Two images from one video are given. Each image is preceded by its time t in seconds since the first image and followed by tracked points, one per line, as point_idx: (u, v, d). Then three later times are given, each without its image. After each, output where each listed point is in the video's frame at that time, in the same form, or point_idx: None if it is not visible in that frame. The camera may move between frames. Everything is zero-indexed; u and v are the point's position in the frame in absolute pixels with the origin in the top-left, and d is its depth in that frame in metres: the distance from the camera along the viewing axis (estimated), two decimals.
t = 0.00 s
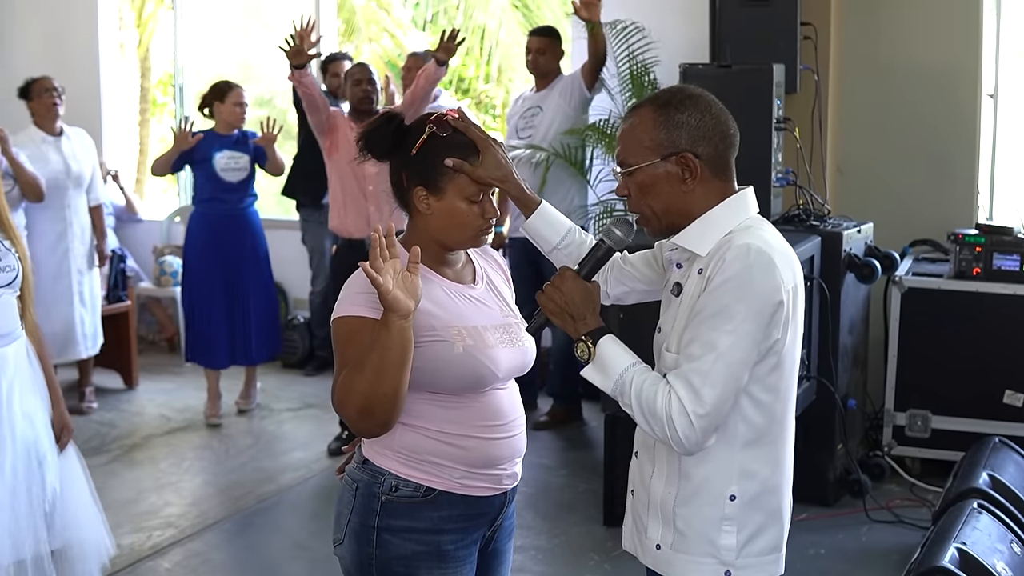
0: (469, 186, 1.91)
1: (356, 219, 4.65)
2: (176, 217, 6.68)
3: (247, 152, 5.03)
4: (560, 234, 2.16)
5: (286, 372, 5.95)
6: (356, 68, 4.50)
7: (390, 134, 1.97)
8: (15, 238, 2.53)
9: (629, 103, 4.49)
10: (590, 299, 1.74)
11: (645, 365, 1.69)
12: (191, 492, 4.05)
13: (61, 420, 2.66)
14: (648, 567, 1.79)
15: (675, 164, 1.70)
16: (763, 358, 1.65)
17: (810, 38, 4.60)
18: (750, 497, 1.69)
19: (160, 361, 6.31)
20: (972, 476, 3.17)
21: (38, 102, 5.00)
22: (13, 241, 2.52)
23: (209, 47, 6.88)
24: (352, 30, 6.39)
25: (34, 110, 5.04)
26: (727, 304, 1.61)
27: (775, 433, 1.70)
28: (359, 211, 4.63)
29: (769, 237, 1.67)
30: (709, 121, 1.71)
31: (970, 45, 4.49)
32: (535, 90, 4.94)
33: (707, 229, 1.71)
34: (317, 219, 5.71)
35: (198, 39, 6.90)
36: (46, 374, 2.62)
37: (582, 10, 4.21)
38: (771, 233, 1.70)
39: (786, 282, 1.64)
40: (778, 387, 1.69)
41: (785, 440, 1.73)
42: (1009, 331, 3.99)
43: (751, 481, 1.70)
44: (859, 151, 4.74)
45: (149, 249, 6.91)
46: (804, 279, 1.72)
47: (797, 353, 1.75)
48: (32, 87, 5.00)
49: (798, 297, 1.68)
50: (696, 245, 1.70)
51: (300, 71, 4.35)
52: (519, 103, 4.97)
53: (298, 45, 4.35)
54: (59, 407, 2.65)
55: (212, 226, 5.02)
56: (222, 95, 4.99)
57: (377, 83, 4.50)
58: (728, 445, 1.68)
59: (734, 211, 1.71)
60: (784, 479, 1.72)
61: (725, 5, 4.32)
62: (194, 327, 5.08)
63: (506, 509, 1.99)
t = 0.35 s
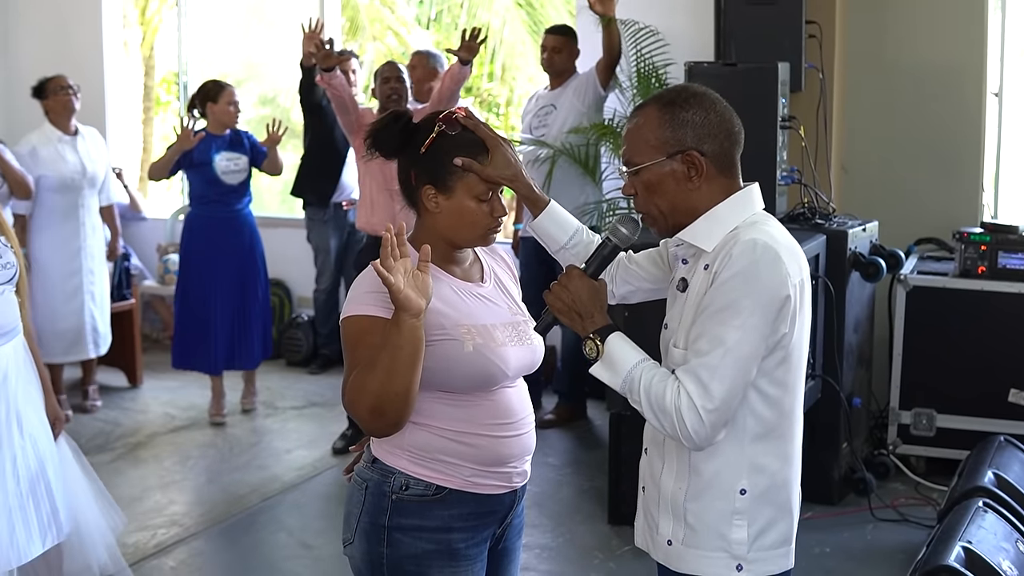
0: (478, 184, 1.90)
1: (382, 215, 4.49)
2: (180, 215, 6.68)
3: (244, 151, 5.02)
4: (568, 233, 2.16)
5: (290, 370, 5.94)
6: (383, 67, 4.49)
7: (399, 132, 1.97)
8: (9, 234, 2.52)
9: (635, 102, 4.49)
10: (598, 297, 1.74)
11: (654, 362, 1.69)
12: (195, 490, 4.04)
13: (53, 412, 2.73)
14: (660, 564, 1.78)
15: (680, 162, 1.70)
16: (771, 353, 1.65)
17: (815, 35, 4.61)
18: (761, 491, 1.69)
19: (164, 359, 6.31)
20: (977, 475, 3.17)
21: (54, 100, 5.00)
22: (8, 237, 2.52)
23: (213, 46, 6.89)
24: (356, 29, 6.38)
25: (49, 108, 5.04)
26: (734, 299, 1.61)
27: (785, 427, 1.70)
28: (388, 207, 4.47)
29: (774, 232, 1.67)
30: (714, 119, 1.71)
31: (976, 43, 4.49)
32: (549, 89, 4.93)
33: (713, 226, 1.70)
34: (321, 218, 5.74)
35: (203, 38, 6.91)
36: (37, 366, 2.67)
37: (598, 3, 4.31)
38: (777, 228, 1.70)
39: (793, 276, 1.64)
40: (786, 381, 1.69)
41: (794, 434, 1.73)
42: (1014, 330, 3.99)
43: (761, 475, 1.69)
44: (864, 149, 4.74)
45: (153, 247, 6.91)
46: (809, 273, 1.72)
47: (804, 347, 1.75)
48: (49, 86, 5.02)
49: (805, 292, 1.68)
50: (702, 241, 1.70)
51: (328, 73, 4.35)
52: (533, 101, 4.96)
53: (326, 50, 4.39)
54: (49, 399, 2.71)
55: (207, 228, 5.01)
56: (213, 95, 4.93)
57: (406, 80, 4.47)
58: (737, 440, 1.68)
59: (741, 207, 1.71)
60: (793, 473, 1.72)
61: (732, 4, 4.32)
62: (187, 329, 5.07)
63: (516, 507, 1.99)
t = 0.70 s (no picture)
0: (486, 184, 1.90)
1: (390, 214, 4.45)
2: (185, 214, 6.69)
3: (250, 152, 4.98)
4: (575, 233, 2.16)
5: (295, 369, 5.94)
6: (396, 66, 4.46)
7: (406, 132, 1.97)
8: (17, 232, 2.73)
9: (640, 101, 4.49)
10: (611, 297, 1.76)
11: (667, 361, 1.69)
12: (199, 489, 4.05)
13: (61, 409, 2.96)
14: (671, 560, 1.78)
15: (689, 161, 1.70)
16: (783, 349, 1.65)
17: (819, 35, 4.68)
18: (773, 486, 1.69)
19: (168, 358, 6.32)
20: (982, 474, 3.17)
21: (67, 98, 5.00)
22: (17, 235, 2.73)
23: (217, 45, 6.91)
24: (360, 27, 6.38)
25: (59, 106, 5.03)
26: (747, 296, 1.61)
27: (796, 423, 1.71)
28: (395, 207, 4.44)
29: (785, 230, 1.67)
30: (722, 118, 1.71)
31: (979, 43, 4.49)
32: (560, 89, 4.93)
33: (723, 224, 1.70)
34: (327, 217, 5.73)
35: (207, 37, 6.93)
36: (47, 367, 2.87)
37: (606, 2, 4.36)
38: (787, 225, 1.70)
39: (804, 273, 1.64)
40: (798, 377, 1.69)
41: (806, 430, 1.73)
42: (1018, 329, 3.99)
43: (774, 471, 1.70)
44: (868, 149, 4.74)
45: (157, 246, 6.91)
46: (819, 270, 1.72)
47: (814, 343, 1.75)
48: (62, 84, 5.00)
49: (816, 289, 1.68)
50: (713, 239, 1.70)
51: (333, 71, 4.34)
52: (545, 101, 4.98)
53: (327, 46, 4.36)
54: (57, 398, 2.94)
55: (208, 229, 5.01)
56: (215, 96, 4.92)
57: (417, 80, 4.45)
58: (750, 436, 1.68)
59: (751, 205, 1.71)
60: (804, 468, 1.73)
61: (736, 3, 4.32)
62: (186, 330, 5.08)
63: (522, 506, 1.99)
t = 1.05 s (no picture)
0: (489, 185, 1.91)
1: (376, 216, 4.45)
2: (188, 216, 6.70)
3: (270, 154, 5.01)
4: (580, 233, 2.17)
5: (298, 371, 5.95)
6: (387, 69, 4.44)
7: (408, 134, 1.98)
8: (47, 231, 2.97)
9: (643, 102, 4.49)
10: (622, 300, 1.75)
11: (677, 362, 1.69)
12: (202, 490, 4.05)
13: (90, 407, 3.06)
14: (677, 563, 1.78)
15: (701, 163, 1.70)
16: (795, 351, 1.66)
17: (822, 37, 4.66)
18: (781, 489, 1.70)
19: (172, 360, 6.33)
20: (984, 475, 3.17)
21: (75, 101, 5.05)
22: (46, 234, 2.97)
23: (220, 48, 6.94)
24: (363, 29, 6.40)
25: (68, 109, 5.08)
26: (760, 298, 1.61)
27: (806, 426, 1.71)
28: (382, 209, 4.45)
29: (796, 233, 1.67)
30: (733, 119, 1.72)
31: (981, 45, 4.50)
32: (557, 90, 4.94)
33: (735, 226, 1.70)
34: (331, 219, 5.74)
35: (211, 40, 6.95)
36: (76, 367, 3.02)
37: (609, 8, 4.27)
38: (799, 228, 1.70)
39: (816, 275, 1.64)
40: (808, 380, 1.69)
41: (815, 432, 1.74)
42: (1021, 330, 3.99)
43: (782, 474, 1.70)
44: (871, 150, 4.74)
45: (161, 249, 6.93)
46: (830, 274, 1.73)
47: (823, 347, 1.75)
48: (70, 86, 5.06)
49: (826, 292, 1.69)
50: (724, 241, 1.70)
51: (323, 71, 4.35)
52: (540, 102, 4.98)
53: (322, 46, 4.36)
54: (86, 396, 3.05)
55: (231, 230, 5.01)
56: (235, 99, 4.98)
57: (408, 83, 4.43)
58: (761, 438, 1.68)
59: (762, 208, 1.72)
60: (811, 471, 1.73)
61: (738, 4, 4.32)
62: (209, 330, 5.04)
63: (524, 507, 1.99)
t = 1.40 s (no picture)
0: (486, 191, 1.91)
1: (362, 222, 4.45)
2: (188, 220, 6.72)
3: (294, 157, 4.98)
4: (580, 236, 2.17)
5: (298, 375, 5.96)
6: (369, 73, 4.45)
7: (406, 138, 1.98)
8: (72, 235, 2.96)
9: (642, 107, 4.50)
10: (623, 306, 1.74)
11: (679, 373, 1.67)
12: (203, 494, 4.06)
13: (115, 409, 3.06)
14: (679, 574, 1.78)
15: (708, 170, 1.67)
16: (799, 364, 1.64)
17: (822, 42, 4.65)
18: (784, 503, 1.68)
19: (173, 364, 6.35)
20: (983, 480, 3.17)
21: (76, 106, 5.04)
22: (70, 237, 2.96)
23: (222, 53, 6.97)
24: (364, 33, 6.43)
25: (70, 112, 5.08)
26: (762, 310, 1.59)
27: (810, 439, 1.70)
28: (365, 210, 4.45)
29: (803, 243, 1.65)
30: (742, 126, 1.68)
31: (982, 51, 4.50)
32: (543, 93, 4.93)
33: (741, 235, 1.67)
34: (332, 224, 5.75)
35: (213, 45, 6.98)
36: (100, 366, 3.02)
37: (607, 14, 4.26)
38: (806, 238, 1.68)
39: (822, 287, 1.62)
40: (813, 393, 1.68)
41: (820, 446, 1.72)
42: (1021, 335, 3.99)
43: (785, 487, 1.69)
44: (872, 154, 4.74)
45: (162, 253, 6.94)
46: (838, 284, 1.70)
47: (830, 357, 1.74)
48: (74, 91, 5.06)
49: (832, 303, 1.66)
50: (731, 250, 1.67)
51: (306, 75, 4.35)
52: (526, 106, 4.97)
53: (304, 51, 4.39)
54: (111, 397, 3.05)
55: (261, 231, 5.04)
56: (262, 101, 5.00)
57: (389, 88, 4.46)
58: (763, 452, 1.67)
59: (769, 216, 1.68)
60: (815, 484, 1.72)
61: (738, 8, 4.32)
62: (241, 329, 5.08)
63: (521, 511, 1.99)
